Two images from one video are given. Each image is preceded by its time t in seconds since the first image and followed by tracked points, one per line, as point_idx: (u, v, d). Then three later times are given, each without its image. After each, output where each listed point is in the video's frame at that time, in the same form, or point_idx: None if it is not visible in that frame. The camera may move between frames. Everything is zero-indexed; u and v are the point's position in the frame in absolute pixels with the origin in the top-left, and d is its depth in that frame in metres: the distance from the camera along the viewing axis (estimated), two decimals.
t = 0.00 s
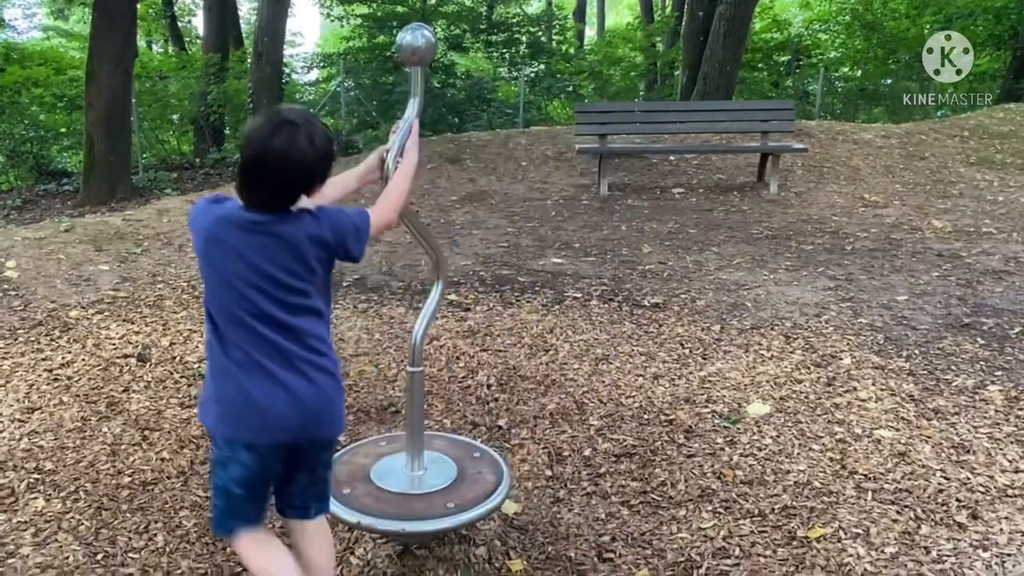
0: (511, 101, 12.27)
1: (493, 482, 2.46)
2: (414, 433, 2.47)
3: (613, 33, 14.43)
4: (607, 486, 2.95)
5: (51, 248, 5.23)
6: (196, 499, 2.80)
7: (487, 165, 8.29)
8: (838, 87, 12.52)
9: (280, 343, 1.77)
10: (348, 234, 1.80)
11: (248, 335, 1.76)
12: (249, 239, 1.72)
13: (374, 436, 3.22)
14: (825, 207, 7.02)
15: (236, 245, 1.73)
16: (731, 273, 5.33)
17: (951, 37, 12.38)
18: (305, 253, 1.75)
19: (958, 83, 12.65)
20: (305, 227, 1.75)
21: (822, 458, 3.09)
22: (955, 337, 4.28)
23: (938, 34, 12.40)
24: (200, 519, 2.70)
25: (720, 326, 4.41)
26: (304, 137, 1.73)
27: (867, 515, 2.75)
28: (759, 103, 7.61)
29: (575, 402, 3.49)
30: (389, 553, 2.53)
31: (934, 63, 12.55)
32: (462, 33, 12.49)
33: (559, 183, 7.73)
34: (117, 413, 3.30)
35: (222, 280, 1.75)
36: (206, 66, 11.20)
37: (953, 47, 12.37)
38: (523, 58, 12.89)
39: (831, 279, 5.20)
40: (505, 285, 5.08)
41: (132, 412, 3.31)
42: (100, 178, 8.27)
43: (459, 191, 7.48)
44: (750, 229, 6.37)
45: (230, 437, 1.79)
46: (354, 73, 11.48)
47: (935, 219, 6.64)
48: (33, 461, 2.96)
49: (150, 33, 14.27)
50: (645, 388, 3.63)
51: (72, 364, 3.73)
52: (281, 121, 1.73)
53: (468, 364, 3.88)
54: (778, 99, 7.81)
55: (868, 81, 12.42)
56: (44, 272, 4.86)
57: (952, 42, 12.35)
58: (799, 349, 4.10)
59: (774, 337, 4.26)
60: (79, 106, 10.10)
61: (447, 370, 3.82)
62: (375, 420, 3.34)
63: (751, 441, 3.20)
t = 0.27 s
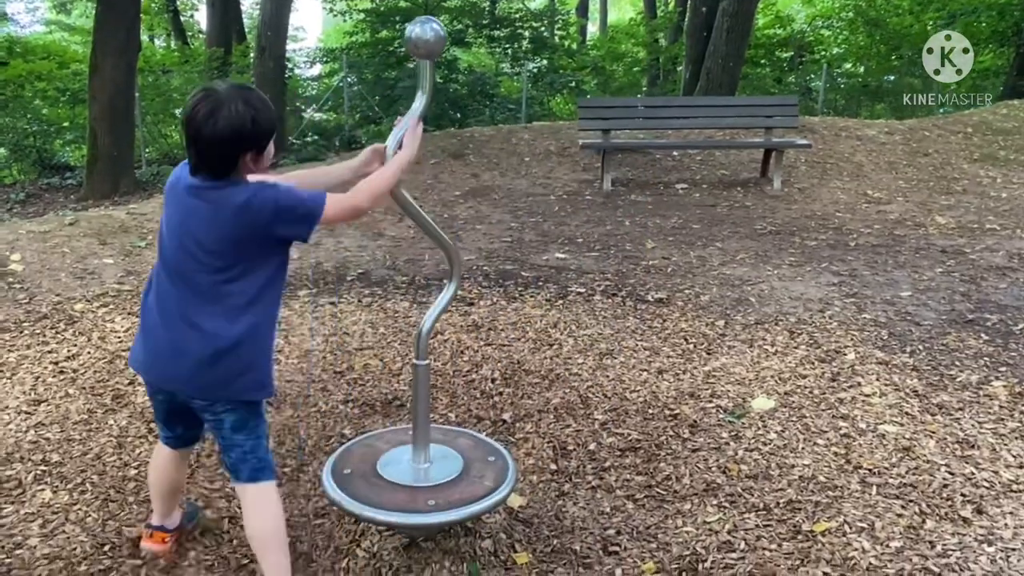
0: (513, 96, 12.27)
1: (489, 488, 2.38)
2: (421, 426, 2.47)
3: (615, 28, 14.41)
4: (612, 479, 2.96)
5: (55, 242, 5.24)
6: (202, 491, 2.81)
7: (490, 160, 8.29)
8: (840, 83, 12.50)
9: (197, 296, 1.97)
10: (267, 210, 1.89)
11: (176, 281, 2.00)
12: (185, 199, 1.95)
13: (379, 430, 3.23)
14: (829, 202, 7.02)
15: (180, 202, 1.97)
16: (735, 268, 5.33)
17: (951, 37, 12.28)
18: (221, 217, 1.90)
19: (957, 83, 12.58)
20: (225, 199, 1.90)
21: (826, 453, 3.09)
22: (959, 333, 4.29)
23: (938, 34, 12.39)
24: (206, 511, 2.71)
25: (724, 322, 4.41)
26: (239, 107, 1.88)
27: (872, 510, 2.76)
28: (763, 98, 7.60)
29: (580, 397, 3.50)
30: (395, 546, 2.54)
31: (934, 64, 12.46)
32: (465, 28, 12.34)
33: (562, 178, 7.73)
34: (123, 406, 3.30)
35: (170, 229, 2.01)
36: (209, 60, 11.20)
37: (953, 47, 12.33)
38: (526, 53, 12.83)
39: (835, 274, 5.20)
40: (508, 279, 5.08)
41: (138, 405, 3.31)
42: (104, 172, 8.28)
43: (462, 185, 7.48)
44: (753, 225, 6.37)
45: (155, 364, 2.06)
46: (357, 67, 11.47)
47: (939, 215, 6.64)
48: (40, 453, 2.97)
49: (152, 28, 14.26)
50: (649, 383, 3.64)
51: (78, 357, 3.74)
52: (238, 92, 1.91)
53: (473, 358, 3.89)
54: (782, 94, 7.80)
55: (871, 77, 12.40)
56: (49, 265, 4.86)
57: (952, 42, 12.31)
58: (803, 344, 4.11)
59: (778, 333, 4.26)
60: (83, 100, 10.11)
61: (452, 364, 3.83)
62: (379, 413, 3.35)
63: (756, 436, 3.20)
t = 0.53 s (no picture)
0: (516, 92, 12.26)
1: (481, 491, 2.34)
2: (423, 422, 2.47)
3: (619, 25, 14.40)
4: (615, 476, 2.95)
5: (58, 237, 5.24)
6: (205, 486, 2.81)
7: (493, 156, 8.29)
8: (844, 79, 12.56)
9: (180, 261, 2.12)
10: (246, 197, 1.98)
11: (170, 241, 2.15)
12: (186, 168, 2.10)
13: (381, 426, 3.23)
14: (832, 199, 7.01)
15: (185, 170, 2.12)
16: (738, 265, 5.32)
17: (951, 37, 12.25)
18: (208, 183, 2.01)
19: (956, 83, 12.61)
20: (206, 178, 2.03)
21: (829, 450, 3.09)
22: (962, 330, 4.28)
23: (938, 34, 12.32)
24: (208, 505, 2.72)
25: (726, 319, 4.41)
26: (229, 78, 1.98)
27: (874, 507, 2.75)
28: (766, 95, 7.58)
29: (582, 393, 3.50)
30: (397, 541, 2.50)
31: (934, 63, 12.50)
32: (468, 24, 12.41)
33: (565, 175, 7.72)
34: (126, 401, 3.31)
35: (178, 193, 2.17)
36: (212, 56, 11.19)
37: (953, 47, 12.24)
38: (529, 49, 12.79)
39: (838, 272, 5.19)
40: (511, 276, 5.08)
41: (140, 400, 3.32)
42: (107, 167, 8.28)
43: (465, 182, 7.48)
44: (756, 222, 6.36)
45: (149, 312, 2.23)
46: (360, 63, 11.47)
47: (943, 212, 6.63)
48: (43, 447, 2.97)
49: (155, 24, 14.26)
50: (652, 379, 3.64)
51: (81, 352, 3.74)
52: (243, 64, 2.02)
53: (475, 354, 3.89)
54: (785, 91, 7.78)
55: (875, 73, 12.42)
56: (52, 260, 4.86)
57: (952, 42, 12.23)
58: (806, 341, 4.10)
59: (781, 330, 4.25)
60: (85, 95, 10.11)
61: (454, 360, 3.83)
62: (381, 408, 3.34)
63: (759, 433, 3.20)
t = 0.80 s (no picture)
0: (520, 89, 12.25)
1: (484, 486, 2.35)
2: (424, 418, 2.46)
3: (623, 21, 14.37)
4: (616, 473, 2.96)
5: (61, 232, 5.25)
6: (206, 481, 2.81)
7: (496, 152, 8.29)
8: (849, 77, 12.53)
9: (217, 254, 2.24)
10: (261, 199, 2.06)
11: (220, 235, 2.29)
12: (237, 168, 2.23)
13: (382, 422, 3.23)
14: (836, 197, 7.00)
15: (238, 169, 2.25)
16: (741, 263, 5.32)
17: (950, 36, 12.23)
18: (229, 179, 2.13)
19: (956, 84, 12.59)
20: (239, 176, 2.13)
21: (831, 448, 3.09)
22: (965, 329, 4.27)
23: (938, 34, 12.33)
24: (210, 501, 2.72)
25: (729, 316, 4.40)
26: (251, 71, 2.08)
27: (876, 505, 2.75)
28: (770, 92, 7.57)
29: (584, 390, 3.50)
30: (398, 537, 2.48)
31: (934, 63, 12.47)
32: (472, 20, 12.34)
33: (568, 172, 7.71)
34: (128, 397, 3.31)
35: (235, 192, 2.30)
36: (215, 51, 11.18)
37: (953, 47, 12.26)
38: (533, 46, 12.75)
39: (841, 269, 5.18)
40: (514, 272, 5.07)
41: (143, 395, 3.32)
42: (111, 163, 8.30)
43: (468, 178, 7.48)
44: (759, 219, 6.35)
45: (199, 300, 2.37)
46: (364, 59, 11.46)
47: (947, 210, 6.62)
48: (45, 442, 2.98)
49: (159, 19, 14.26)
50: (653, 377, 3.64)
51: (83, 347, 3.75)
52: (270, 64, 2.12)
53: (477, 351, 3.89)
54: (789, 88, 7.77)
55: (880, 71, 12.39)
56: (55, 256, 4.87)
57: (952, 42, 12.23)
58: (809, 339, 4.10)
59: (784, 327, 4.25)
60: (89, 91, 10.08)
61: (456, 356, 3.83)
62: (383, 405, 3.35)
63: (760, 431, 3.19)
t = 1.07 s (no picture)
0: (523, 86, 12.25)
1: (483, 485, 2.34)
2: (426, 416, 2.46)
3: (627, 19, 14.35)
4: (618, 471, 2.96)
5: (64, 229, 5.26)
6: (209, 478, 2.82)
7: (500, 150, 8.29)
8: (853, 75, 12.57)
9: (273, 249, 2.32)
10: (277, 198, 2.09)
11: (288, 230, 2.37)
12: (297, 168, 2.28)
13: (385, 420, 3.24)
14: (839, 195, 6.99)
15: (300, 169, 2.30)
16: (744, 261, 5.31)
17: (950, 36, 12.25)
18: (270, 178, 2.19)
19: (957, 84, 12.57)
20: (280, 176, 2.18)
21: (834, 446, 3.08)
22: (969, 327, 4.27)
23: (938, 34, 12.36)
24: (213, 497, 2.73)
25: (732, 314, 4.40)
26: (287, 72, 2.14)
27: (878, 503, 2.75)
28: (774, 90, 7.55)
29: (587, 388, 3.50)
30: (401, 534, 2.48)
31: (934, 63, 12.48)
32: (475, 18, 12.31)
33: (572, 169, 7.71)
34: (131, 393, 3.32)
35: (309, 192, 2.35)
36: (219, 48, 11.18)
37: (953, 47, 12.26)
38: (536, 44, 12.72)
39: (844, 268, 5.18)
40: (517, 270, 5.08)
41: (146, 392, 3.33)
42: (114, 160, 8.30)
43: (471, 176, 7.48)
44: (763, 217, 6.34)
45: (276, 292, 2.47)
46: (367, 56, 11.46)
47: (951, 208, 6.61)
48: (49, 439, 2.99)
49: (163, 16, 14.27)
50: (656, 374, 3.64)
51: (87, 344, 3.76)
52: (309, 69, 2.17)
53: (480, 349, 3.89)
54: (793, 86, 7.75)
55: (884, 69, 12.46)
56: (59, 253, 4.88)
57: (952, 42, 12.25)
58: (812, 337, 4.09)
59: (787, 326, 4.24)
60: (93, 88, 10.09)
61: (459, 354, 3.84)
62: (386, 403, 3.35)
63: (763, 429, 3.19)
